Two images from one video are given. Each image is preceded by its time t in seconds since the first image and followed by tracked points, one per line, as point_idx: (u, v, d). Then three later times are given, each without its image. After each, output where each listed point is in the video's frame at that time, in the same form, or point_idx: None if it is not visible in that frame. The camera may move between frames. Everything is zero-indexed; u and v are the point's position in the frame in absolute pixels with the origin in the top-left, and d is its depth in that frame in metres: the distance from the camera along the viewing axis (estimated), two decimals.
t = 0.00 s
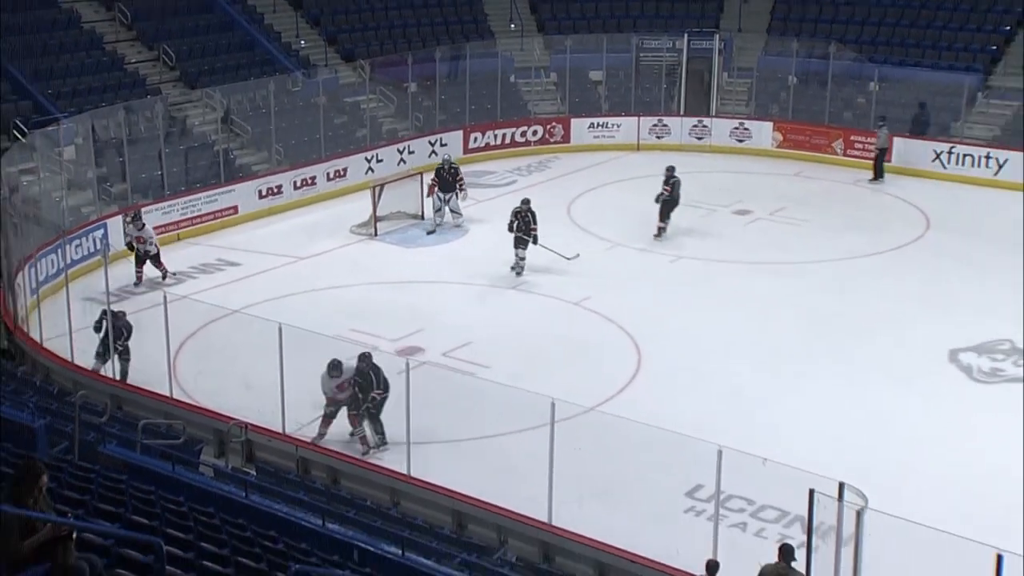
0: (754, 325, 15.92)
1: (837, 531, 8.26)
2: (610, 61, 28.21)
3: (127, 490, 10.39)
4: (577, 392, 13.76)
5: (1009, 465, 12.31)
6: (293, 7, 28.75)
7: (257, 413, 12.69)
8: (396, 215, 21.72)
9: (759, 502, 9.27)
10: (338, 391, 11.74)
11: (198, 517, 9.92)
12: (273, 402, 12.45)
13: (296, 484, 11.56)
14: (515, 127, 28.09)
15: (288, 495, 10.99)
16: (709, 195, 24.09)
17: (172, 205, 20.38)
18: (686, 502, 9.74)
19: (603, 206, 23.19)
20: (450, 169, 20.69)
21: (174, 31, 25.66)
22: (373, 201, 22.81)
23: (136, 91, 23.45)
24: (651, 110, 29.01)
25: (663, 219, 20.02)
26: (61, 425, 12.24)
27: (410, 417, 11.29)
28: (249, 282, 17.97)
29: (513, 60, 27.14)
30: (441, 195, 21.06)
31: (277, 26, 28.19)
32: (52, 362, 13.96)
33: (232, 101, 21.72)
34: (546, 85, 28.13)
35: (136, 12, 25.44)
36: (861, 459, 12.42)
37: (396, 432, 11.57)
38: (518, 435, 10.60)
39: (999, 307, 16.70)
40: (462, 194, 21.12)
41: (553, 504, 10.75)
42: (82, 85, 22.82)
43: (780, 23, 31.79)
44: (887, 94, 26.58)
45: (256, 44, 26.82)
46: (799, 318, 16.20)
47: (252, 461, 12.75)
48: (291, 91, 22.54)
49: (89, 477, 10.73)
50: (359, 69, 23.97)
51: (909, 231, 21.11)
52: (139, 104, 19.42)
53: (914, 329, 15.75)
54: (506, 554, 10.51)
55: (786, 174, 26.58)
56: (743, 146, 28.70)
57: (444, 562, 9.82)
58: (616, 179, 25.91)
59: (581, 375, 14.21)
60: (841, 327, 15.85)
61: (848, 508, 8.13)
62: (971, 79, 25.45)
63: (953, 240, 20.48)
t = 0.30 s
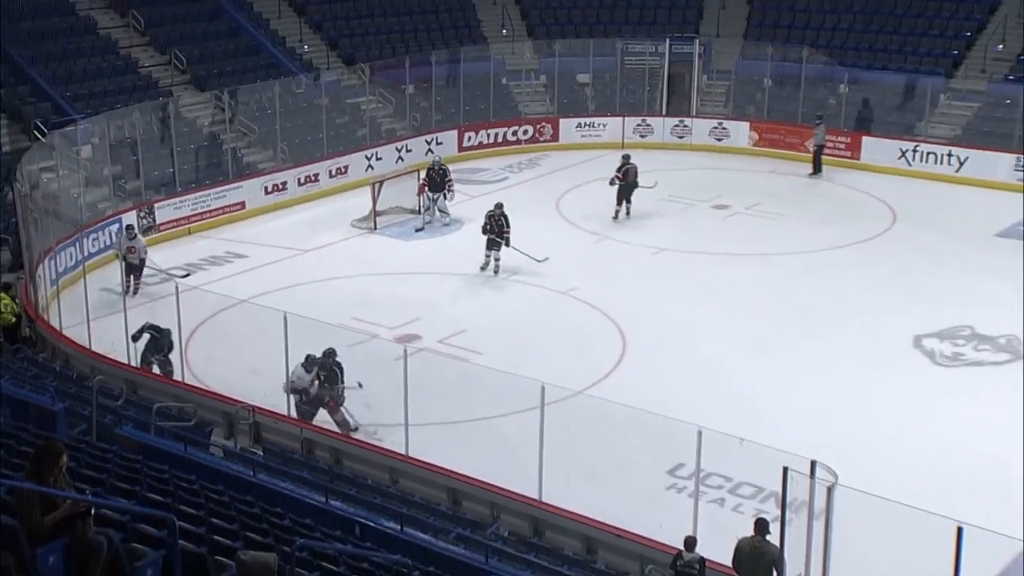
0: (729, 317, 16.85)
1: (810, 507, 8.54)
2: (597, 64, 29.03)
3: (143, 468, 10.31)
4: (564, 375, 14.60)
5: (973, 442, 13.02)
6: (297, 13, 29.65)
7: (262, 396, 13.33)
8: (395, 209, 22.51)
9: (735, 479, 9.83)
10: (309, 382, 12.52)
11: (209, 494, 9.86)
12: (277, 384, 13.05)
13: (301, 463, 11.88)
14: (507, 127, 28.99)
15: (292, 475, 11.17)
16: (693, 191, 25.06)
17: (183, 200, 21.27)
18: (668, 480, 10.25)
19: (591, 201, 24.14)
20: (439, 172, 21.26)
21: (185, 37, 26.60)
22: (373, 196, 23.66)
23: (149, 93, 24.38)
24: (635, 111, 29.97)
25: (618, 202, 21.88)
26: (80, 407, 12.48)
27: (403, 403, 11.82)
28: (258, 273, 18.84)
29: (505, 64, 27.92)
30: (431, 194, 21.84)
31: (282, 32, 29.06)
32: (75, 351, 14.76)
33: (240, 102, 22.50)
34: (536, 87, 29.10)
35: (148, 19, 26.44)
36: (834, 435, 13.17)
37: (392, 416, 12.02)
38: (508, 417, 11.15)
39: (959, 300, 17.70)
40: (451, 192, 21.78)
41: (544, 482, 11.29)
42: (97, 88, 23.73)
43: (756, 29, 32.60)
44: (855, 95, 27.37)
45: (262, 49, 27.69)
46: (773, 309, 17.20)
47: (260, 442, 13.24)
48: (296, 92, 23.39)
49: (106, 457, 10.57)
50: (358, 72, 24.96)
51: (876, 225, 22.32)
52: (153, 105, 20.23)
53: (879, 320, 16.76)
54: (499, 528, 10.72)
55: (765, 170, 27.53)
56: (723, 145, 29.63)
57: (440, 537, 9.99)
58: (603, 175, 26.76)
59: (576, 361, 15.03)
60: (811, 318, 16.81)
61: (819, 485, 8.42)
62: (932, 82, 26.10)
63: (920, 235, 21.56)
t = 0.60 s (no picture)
0: (711, 310, 17.33)
1: (789, 493, 8.67)
2: (583, 65, 29.59)
3: (141, 460, 10.22)
4: (552, 367, 15.02)
5: (946, 431, 13.44)
6: (291, 15, 30.04)
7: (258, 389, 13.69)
8: (387, 206, 22.90)
9: (718, 467, 9.92)
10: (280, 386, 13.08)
11: (207, 485, 9.82)
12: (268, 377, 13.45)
13: (296, 453, 12.20)
14: (496, 126, 29.40)
15: (290, 464, 11.33)
16: (677, 187, 25.58)
17: (181, 198, 21.65)
18: (653, 467, 10.40)
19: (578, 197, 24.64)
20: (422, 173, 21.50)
21: (182, 39, 27.02)
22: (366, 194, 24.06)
23: (148, 93, 24.79)
24: (621, 110, 30.43)
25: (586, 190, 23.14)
26: (79, 400, 12.45)
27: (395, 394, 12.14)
28: (254, 269, 19.24)
29: (494, 65, 28.50)
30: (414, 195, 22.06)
31: (277, 34, 29.46)
32: (76, 345, 14.98)
33: (236, 102, 22.93)
34: (523, 87, 29.55)
35: (147, 21, 26.85)
36: (812, 424, 13.57)
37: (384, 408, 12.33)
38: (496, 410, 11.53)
39: (932, 294, 18.21)
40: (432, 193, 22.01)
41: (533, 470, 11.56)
42: (96, 88, 24.10)
43: (738, 30, 33.18)
44: (834, 95, 28.08)
45: (257, 50, 28.11)
46: (755, 303, 17.67)
47: (257, 434, 13.51)
48: (291, 93, 23.96)
49: (108, 448, 10.57)
50: (350, 73, 25.38)
51: (853, 220, 22.88)
52: (151, 106, 20.67)
53: (855, 313, 17.28)
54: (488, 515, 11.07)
55: (748, 168, 28.07)
56: (706, 143, 30.07)
57: (432, 524, 10.19)
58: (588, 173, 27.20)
59: (565, 355, 15.44)
60: (790, 312, 17.29)
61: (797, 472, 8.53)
62: (908, 82, 26.76)
63: (896, 230, 22.13)
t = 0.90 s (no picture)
0: (698, 305, 17.43)
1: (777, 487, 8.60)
2: (571, 61, 29.62)
3: (132, 455, 10.27)
4: (542, 363, 15.07)
5: (931, 425, 13.53)
6: (281, 12, 30.01)
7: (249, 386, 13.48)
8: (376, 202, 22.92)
9: (706, 461, 10.01)
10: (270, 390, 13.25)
11: (197, 481, 9.87)
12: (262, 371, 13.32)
13: (286, 449, 12.23)
14: (485, 122, 29.41)
15: (280, 460, 11.39)
16: (665, 183, 25.67)
17: (170, 194, 21.71)
18: (642, 461, 10.45)
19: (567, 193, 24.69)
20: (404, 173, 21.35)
21: (171, 35, 26.99)
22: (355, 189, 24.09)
23: (137, 90, 24.80)
24: (609, 106, 30.49)
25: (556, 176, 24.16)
26: (70, 395, 12.45)
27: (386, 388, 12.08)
28: (243, 265, 19.27)
29: (483, 61, 28.45)
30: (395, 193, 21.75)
31: (266, 31, 29.43)
32: (65, 340, 14.95)
33: (225, 99, 22.92)
34: (513, 83, 29.56)
35: (135, 18, 26.81)
36: (798, 418, 13.65)
37: (374, 406, 12.37)
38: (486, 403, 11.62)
39: (918, 288, 18.33)
40: (414, 191, 21.89)
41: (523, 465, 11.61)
42: (85, 85, 24.09)
43: (726, 26, 33.27)
44: (821, 92, 28.22)
45: (246, 46, 28.10)
46: (743, 298, 17.77)
47: (247, 429, 13.46)
48: (280, 89, 23.88)
49: (97, 443, 10.59)
50: (340, 68, 25.41)
51: (840, 215, 22.99)
52: (140, 102, 20.63)
53: (841, 307, 17.40)
54: (478, 509, 11.14)
55: (735, 163, 28.17)
56: (694, 138, 30.18)
57: (421, 519, 10.25)
58: (576, 169, 27.24)
59: (553, 350, 15.50)
60: (777, 306, 17.39)
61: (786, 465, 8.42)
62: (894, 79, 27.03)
63: (883, 225, 22.25)
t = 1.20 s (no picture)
0: (687, 302, 17.47)
1: (766, 483, 8.62)
2: (559, 59, 29.67)
3: (120, 454, 10.25)
4: (531, 361, 15.06)
5: (919, 421, 13.57)
6: (268, 9, 29.91)
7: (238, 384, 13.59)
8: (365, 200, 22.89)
9: (694, 457, 10.02)
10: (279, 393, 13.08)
11: (186, 479, 9.85)
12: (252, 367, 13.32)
13: (276, 447, 12.21)
14: (473, 120, 29.38)
15: (269, 459, 11.38)
16: (653, 180, 25.69)
17: (158, 193, 21.65)
18: (632, 458, 10.44)
19: (555, 190, 24.71)
20: (384, 172, 21.18)
21: (157, 33, 26.91)
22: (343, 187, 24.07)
23: (124, 88, 24.73)
24: (598, 103, 30.48)
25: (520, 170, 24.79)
26: (58, 394, 12.45)
27: (377, 385, 12.08)
28: (231, 263, 19.24)
29: (471, 59, 28.44)
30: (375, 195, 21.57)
31: (254, 29, 29.36)
32: (51, 339, 14.84)
33: (213, 96, 22.88)
34: (501, 81, 29.55)
35: (122, 16, 26.72)
36: (787, 414, 13.68)
37: (364, 403, 12.36)
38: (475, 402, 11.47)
39: (905, 285, 18.40)
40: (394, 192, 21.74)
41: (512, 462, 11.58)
42: (72, 83, 24.01)
43: (714, 24, 33.32)
44: (808, 89, 28.30)
45: (234, 44, 28.04)
46: (731, 294, 17.82)
47: (236, 429, 13.36)
48: (267, 87, 23.89)
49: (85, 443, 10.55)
50: (328, 67, 25.37)
51: (828, 212, 23.06)
52: (127, 100, 20.55)
53: (829, 304, 17.46)
54: (467, 507, 11.14)
55: (722, 160, 28.21)
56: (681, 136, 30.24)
57: (411, 517, 10.24)
58: (565, 167, 27.26)
59: (542, 348, 15.50)
60: (766, 303, 17.44)
61: (774, 461, 8.45)
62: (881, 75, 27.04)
63: (871, 222, 22.32)
